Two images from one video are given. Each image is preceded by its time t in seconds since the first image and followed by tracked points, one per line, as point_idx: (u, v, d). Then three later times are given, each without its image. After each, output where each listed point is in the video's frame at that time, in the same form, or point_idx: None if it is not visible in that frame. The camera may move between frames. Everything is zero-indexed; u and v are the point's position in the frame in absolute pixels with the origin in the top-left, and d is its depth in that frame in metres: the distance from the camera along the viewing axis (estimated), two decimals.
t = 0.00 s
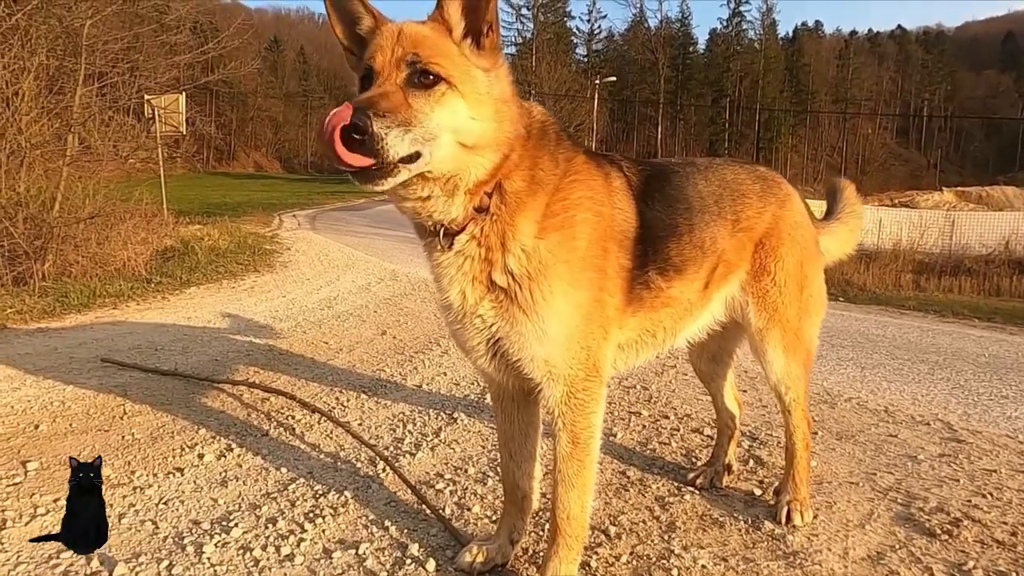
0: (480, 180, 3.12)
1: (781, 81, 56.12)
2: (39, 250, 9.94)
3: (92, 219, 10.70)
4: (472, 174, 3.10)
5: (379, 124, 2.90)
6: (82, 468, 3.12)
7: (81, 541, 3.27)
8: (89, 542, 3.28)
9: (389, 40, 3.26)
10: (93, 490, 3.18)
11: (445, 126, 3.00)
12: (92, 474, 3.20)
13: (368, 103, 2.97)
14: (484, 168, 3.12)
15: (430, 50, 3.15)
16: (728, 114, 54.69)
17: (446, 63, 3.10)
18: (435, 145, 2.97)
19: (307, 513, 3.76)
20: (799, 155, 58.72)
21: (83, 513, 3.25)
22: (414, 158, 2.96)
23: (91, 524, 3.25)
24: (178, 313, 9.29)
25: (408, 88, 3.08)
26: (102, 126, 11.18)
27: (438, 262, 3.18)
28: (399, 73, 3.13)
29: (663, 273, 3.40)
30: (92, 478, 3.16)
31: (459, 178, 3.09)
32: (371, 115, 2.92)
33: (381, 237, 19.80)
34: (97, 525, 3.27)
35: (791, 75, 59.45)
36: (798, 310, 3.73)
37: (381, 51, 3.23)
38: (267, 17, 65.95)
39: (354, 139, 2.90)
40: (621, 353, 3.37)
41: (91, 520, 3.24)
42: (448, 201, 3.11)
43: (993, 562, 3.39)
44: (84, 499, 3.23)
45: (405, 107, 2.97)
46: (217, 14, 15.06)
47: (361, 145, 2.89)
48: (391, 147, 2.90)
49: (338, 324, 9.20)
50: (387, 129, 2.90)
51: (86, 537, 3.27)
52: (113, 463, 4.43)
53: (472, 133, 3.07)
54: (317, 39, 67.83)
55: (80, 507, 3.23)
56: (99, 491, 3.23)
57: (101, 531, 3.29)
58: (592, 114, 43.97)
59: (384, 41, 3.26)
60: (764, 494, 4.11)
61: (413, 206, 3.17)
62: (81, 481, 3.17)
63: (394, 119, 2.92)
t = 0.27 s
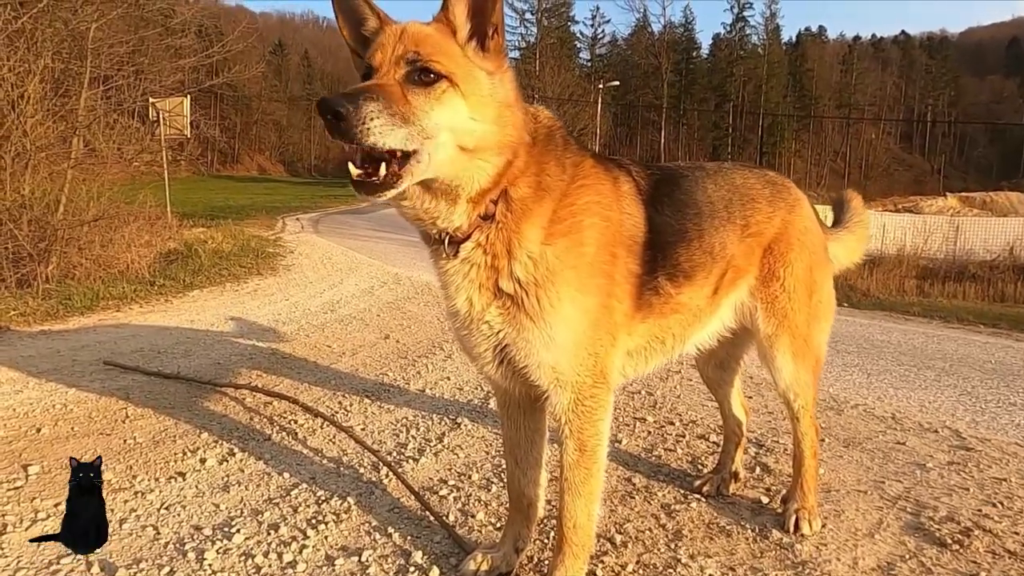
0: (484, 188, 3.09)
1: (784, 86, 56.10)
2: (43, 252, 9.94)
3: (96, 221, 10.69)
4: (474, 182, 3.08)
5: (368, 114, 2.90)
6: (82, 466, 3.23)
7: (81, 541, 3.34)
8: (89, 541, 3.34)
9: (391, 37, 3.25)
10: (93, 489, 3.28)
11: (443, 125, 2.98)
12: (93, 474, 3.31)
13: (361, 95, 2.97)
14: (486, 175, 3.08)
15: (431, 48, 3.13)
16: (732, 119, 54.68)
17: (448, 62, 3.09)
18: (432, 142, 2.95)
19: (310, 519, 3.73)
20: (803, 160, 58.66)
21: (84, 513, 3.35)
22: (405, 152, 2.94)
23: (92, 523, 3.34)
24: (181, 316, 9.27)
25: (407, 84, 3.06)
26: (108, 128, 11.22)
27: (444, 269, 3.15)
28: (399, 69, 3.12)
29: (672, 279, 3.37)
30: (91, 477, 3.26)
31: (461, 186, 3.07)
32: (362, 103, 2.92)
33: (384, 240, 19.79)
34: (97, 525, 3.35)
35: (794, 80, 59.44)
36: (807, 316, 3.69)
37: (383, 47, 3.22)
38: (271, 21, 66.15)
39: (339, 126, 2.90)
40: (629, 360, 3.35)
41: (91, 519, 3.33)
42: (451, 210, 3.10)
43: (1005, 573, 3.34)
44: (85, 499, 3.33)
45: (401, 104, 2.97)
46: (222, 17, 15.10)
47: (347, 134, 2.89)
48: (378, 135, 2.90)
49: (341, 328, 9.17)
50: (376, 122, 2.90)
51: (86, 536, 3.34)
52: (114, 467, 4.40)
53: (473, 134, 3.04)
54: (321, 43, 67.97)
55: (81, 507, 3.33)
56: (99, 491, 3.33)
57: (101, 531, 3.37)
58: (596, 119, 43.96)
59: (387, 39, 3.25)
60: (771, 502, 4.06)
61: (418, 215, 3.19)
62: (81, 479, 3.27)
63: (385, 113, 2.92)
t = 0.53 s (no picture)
0: (486, 197, 3.06)
1: (786, 89, 56.06)
2: (46, 256, 9.93)
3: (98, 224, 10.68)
4: (475, 191, 3.05)
5: (368, 126, 2.87)
6: (82, 466, 3.50)
7: (81, 541, 3.48)
8: (89, 540, 3.48)
9: (391, 44, 3.23)
10: (93, 487, 3.53)
11: (444, 134, 2.95)
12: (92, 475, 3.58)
13: (361, 107, 2.94)
14: (488, 183, 3.06)
15: (431, 55, 3.10)
16: (734, 121, 54.63)
17: (448, 69, 3.06)
18: (432, 151, 2.93)
19: (312, 527, 3.70)
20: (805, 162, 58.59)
21: (84, 513, 3.53)
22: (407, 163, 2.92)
23: (91, 522, 3.51)
24: (184, 320, 9.25)
25: (407, 92, 3.04)
26: (111, 132, 11.22)
27: (447, 277, 3.13)
28: (399, 77, 3.10)
29: (678, 286, 3.34)
30: (91, 477, 3.53)
31: (462, 195, 3.05)
32: (362, 118, 2.90)
33: (386, 243, 19.77)
34: (97, 525, 3.52)
35: (796, 83, 59.40)
36: (815, 323, 3.65)
37: (383, 55, 3.20)
38: (274, 24, 66.29)
39: (340, 140, 2.88)
40: (635, 368, 3.32)
41: (91, 517, 3.51)
42: (453, 218, 3.08)
43: None
44: (84, 499, 3.54)
45: (401, 113, 2.94)
46: (224, 21, 15.11)
47: (347, 147, 2.87)
48: (380, 150, 2.86)
49: (343, 331, 9.14)
50: (376, 133, 2.87)
51: (86, 536, 3.49)
52: (116, 473, 4.38)
53: (474, 142, 3.01)
54: (323, 45, 68.03)
55: (81, 507, 3.53)
56: (98, 491, 3.57)
57: (100, 530, 3.53)
58: (597, 121, 43.92)
59: (387, 47, 3.23)
60: (777, 509, 4.03)
61: (420, 224, 3.16)
62: (81, 479, 3.53)
63: (386, 124, 2.90)
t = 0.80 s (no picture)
0: (484, 195, 3.03)
1: (787, 83, 55.91)
2: (47, 256, 9.92)
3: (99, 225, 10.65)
4: (474, 189, 3.02)
5: (369, 129, 2.83)
6: (83, 466, 3.55)
7: (81, 541, 3.49)
8: (88, 540, 3.49)
9: (389, 42, 3.18)
10: (93, 487, 3.56)
11: (443, 134, 2.92)
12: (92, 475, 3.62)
13: (360, 108, 2.90)
14: (487, 181, 3.03)
15: (430, 54, 3.07)
16: (734, 116, 54.51)
17: (447, 67, 3.02)
18: (433, 152, 2.90)
19: (314, 529, 3.68)
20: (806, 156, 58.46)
21: (84, 513, 3.55)
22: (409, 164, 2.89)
23: (91, 522, 3.52)
24: (185, 320, 9.24)
25: (406, 92, 3.00)
26: (110, 132, 11.18)
27: (446, 276, 3.10)
28: (398, 77, 3.06)
29: (681, 284, 3.31)
30: (91, 476, 3.57)
31: (460, 193, 3.02)
32: (362, 119, 2.85)
33: (387, 241, 19.75)
34: (96, 525, 3.54)
35: (797, 77, 59.24)
36: (819, 320, 3.62)
37: (381, 53, 3.16)
38: (273, 23, 66.22)
39: (340, 143, 2.84)
40: (638, 367, 3.29)
41: (91, 517, 3.52)
42: (451, 217, 3.04)
43: None
44: (84, 499, 3.56)
45: (401, 114, 2.91)
46: (223, 19, 15.07)
47: (348, 151, 2.83)
48: (383, 153, 2.84)
49: (345, 330, 9.12)
50: (377, 136, 2.83)
51: (86, 536, 3.50)
52: (117, 475, 4.36)
53: (474, 141, 2.98)
54: (322, 43, 67.93)
55: (81, 507, 3.55)
56: (98, 491, 3.60)
57: (100, 531, 3.54)
58: (598, 118, 43.82)
59: (384, 45, 3.18)
60: (782, 507, 4.00)
61: (418, 223, 3.13)
62: (82, 479, 3.57)
63: (386, 126, 2.86)
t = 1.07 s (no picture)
0: (490, 195, 3.00)
1: (792, 84, 55.75)
2: (53, 257, 9.93)
3: (104, 225, 10.66)
4: (479, 189, 2.99)
5: (376, 128, 2.80)
6: (83, 465, 3.62)
7: (81, 541, 3.50)
8: (89, 539, 3.51)
9: (395, 40, 3.15)
10: (93, 487, 3.62)
11: (450, 133, 2.88)
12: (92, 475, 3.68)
13: (367, 106, 2.87)
14: (494, 182, 2.99)
15: (437, 52, 3.04)
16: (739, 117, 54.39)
17: (454, 66, 2.99)
18: (440, 151, 2.86)
19: (318, 531, 3.65)
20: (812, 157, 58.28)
21: (84, 514, 3.58)
22: (416, 162, 2.86)
23: (91, 522, 3.55)
24: (190, 320, 9.23)
25: (413, 91, 2.97)
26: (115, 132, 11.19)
27: (451, 277, 3.07)
28: (405, 75, 3.03)
29: (689, 285, 3.28)
30: (91, 476, 3.63)
31: (466, 193, 2.99)
32: (369, 117, 2.82)
33: (392, 242, 19.73)
34: (96, 525, 3.56)
35: (802, 78, 59.08)
36: (828, 322, 3.57)
37: (387, 51, 3.13)
38: (278, 24, 66.37)
39: (347, 142, 2.80)
40: (645, 369, 3.25)
41: (91, 516, 3.55)
42: (457, 217, 3.01)
43: None
44: (84, 499, 3.61)
45: (408, 113, 2.87)
46: (228, 20, 15.08)
47: (354, 150, 2.79)
48: (391, 150, 2.81)
49: (349, 331, 9.10)
50: (385, 136, 2.81)
51: (86, 535, 3.51)
52: (120, 477, 4.34)
53: (480, 141, 2.95)
54: (327, 44, 68.05)
55: (81, 507, 3.58)
56: (98, 491, 3.65)
57: (100, 531, 3.56)
58: (603, 118, 43.76)
59: (391, 43, 3.15)
60: (791, 511, 3.95)
61: (424, 224, 3.10)
62: (82, 479, 3.64)
63: (394, 125, 2.83)
